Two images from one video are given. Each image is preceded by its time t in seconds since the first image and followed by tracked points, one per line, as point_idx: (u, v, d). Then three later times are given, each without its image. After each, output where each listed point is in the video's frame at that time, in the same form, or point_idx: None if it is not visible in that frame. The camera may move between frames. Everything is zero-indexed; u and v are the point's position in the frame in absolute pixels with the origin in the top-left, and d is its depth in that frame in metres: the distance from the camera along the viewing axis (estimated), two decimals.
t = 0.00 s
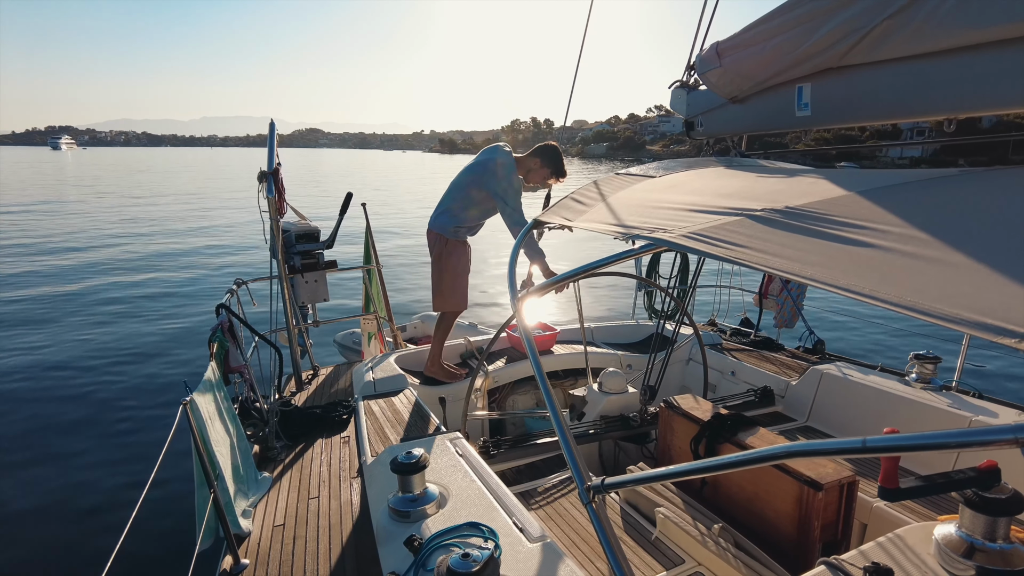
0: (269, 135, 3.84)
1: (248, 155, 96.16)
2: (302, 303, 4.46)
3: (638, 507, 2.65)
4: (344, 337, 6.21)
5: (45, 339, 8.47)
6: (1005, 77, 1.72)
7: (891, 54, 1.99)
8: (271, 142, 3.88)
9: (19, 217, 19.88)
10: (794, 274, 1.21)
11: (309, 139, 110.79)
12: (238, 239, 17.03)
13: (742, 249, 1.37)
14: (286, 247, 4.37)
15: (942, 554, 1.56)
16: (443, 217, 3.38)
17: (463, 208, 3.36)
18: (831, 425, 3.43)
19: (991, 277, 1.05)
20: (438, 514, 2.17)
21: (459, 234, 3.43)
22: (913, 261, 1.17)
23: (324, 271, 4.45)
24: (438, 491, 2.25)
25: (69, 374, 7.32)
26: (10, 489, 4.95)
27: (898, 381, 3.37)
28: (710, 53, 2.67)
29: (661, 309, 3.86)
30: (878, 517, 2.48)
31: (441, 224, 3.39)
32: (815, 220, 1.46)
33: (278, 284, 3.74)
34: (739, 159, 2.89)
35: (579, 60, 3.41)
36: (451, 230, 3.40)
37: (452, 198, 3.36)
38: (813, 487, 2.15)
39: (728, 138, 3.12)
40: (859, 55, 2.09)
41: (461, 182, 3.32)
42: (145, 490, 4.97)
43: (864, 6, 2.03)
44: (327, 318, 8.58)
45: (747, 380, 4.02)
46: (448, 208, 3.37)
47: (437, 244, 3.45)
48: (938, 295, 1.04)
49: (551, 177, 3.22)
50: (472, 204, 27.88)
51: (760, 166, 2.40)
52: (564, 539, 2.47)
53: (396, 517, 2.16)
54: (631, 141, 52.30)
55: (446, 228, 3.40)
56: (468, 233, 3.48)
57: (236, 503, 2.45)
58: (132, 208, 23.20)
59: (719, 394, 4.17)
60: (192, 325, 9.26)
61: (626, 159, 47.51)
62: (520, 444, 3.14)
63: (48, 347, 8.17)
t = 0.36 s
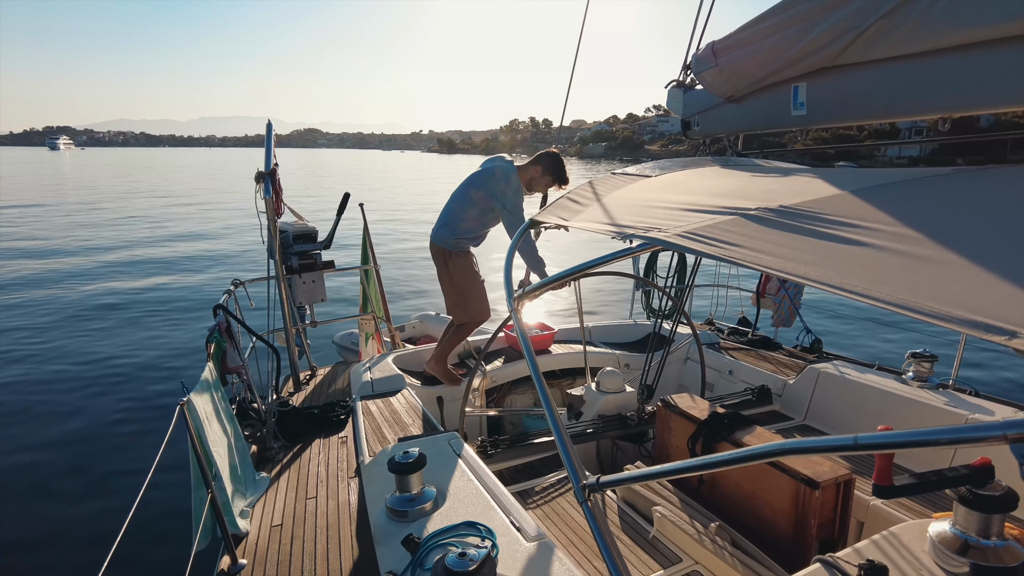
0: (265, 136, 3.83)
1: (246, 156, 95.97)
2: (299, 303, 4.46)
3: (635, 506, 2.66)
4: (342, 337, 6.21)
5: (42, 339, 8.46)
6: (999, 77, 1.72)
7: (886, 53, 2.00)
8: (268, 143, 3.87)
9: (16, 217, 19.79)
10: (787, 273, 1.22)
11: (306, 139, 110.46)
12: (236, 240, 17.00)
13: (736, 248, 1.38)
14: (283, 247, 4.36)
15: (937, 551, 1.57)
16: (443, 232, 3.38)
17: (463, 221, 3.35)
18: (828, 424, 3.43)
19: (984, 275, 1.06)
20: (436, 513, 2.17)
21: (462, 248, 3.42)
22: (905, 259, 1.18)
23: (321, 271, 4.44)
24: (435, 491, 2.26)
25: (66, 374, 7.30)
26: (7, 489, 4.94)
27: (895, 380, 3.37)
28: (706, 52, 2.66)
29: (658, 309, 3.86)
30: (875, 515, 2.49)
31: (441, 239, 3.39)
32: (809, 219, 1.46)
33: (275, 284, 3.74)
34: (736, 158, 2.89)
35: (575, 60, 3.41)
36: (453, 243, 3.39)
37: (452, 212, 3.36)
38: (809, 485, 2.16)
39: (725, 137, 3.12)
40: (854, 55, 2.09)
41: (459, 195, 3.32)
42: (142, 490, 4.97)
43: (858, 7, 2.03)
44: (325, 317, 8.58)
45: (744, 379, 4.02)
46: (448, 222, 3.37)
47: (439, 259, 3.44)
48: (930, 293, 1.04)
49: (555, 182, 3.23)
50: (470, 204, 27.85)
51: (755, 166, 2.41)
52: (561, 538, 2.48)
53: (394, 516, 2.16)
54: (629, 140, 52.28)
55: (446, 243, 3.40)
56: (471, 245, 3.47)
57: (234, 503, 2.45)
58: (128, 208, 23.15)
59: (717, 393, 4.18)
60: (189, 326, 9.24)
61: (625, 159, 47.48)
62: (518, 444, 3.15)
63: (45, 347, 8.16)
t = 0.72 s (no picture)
0: (263, 135, 3.82)
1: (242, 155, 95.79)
2: (297, 302, 4.44)
3: (633, 505, 2.66)
4: (339, 336, 6.20)
5: (37, 339, 8.42)
6: (998, 76, 1.72)
7: (883, 52, 2.00)
8: (265, 142, 3.86)
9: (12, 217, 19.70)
10: (787, 272, 1.22)
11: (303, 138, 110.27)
12: (232, 239, 16.95)
13: (736, 247, 1.37)
14: (281, 247, 4.35)
15: (936, 550, 1.57)
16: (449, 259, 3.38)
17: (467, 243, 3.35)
18: (826, 423, 3.44)
19: (982, 275, 1.06)
20: (434, 513, 2.17)
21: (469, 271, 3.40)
22: (904, 258, 1.18)
23: (318, 270, 4.43)
24: (434, 491, 2.25)
25: (62, 374, 7.27)
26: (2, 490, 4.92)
27: (893, 379, 3.38)
28: (704, 52, 2.67)
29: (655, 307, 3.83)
30: (873, 514, 2.49)
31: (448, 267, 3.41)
32: (808, 218, 1.46)
33: (273, 284, 3.72)
34: (733, 158, 2.89)
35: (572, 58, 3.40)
36: (461, 266, 3.38)
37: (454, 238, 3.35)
38: (807, 484, 2.16)
39: (722, 136, 3.12)
40: (850, 55, 2.10)
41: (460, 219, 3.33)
42: (139, 490, 4.95)
43: (854, 7, 2.04)
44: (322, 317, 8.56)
45: (741, 378, 4.03)
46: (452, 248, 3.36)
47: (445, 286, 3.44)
48: (930, 292, 1.04)
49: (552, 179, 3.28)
50: (467, 203, 27.82)
51: (753, 165, 2.41)
52: (560, 538, 2.47)
53: (392, 516, 2.16)
54: (626, 140, 52.27)
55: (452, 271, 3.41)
56: (480, 265, 3.44)
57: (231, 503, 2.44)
58: (123, 207, 23.06)
59: (714, 392, 4.18)
60: (185, 325, 9.21)
61: (622, 158, 47.47)
62: (516, 443, 3.14)
63: (41, 347, 8.12)
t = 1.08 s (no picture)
0: (260, 134, 3.80)
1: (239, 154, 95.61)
2: (294, 301, 4.42)
3: (632, 504, 2.66)
4: (337, 336, 6.18)
5: (33, 339, 8.38)
6: (998, 73, 1.72)
7: (883, 51, 2.00)
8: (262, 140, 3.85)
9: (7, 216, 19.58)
10: (789, 270, 1.21)
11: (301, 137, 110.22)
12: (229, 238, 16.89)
13: (737, 245, 1.37)
14: (279, 245, 4.34)
15: (936, 549, 1.57)
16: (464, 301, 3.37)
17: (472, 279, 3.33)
18: (824, 421, 3.44)
19: (984, 272, 1.05)
20: (433, 512, 2.16)
21: (485, 309, 3.36)
22: (906, 255, 1.17)
23: (317, 268, 4.41)
24: (432, 490, 2.24)
25: (58, 373, 7.24)
26: None
27: (891, 377, 3.38)
28: (703, 50, 2.67)
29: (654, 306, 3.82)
30: (871, 512, 2.50)
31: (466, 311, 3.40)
32: (809, 216, 1.46)
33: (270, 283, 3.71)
34: (733, 157, 2.88)
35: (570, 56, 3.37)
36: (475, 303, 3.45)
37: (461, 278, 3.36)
38: (806, 483, 2.15)
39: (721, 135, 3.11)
40: (850, 53, 2.09)
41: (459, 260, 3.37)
42: (136, 490, 4.93)
43: (852, 5, 2.04)
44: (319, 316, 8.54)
45: (739, 376, 4.04)
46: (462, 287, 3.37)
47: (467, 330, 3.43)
48: (932, 289, 1.04)
49: (526, 185, 3.45)
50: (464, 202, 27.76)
51: (753, 164, 2.40)
52: (559, 536, 2.47)
53: (391, 515, 2.15)
54: (624, 139, 52.23)
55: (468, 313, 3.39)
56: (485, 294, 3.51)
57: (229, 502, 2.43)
58: (119, 207, 22.98)
59: (712, 391, 4.18)
60: (182, 325, 9.17)
61: (620, 158, 47.43)
62: (515, 441, 3.12)
63: (37, 346, 8.08)
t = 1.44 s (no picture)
0: (259, 133, 3.80)
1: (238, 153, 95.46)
2: (294, 301, 4.42)
3: (631, 503, 2.66)
4: (338, 336, 6.19)
5: (32, 339, 8.36)
6: (998, 73, 1.72)
7: (883, 50, 2.00)
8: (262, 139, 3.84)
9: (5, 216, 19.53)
10: (790, 270, 1.21)
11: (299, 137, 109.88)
12: (227, 238, 16.86)
13: (737, 245, 1.37)
14: (278, 245, 4.33)
15: (937, 549, 1.57)
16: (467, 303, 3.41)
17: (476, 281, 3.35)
18: (823, 421, 3.44)
19: (985, 272, 1.05)
20: (433, 512, 2.16)
21: (489, 309, 3.35)
22: (908, 255, 1.17)
23: (316, 268, 4.41)
24: (431, 490, 2.24)
25: (57, 373, 7.22)
26: None
27: (890, 377, 3.38)
28: (703, 50, 2.66)
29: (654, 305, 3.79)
30: (871, 512, 2.50)
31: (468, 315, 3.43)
32: (811, 216, 1.45)
33: (270, 282, 3.70)
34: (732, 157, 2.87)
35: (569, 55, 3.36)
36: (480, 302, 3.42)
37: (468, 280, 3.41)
38: (806, 482, 2.16)
39: (721, 135, 3.10)
40: (850, 52, 2.09)
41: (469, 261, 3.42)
42: (136, 490, 4.93)
43: (852, 5, 2.04)
44: (319, 316, 8.53)
45: (739, 376, 4.04)
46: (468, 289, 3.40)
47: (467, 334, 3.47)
48: (935, 289, 1.04)
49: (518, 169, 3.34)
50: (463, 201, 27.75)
51: (753, 164, 2.40)
52: (558, 536, 2.47)
53: (391, 515, 2.14)
54: (624, 138, 52.18)
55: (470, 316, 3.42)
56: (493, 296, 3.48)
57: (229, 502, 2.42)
58: (117, 207, 22.93)
59: (712, 391, 4.19)
60: (181, 324, 9.15)
61: (620, 158, 47.41)
62: (515, 441, 3.12)
63: (36, 347, 8.06)
